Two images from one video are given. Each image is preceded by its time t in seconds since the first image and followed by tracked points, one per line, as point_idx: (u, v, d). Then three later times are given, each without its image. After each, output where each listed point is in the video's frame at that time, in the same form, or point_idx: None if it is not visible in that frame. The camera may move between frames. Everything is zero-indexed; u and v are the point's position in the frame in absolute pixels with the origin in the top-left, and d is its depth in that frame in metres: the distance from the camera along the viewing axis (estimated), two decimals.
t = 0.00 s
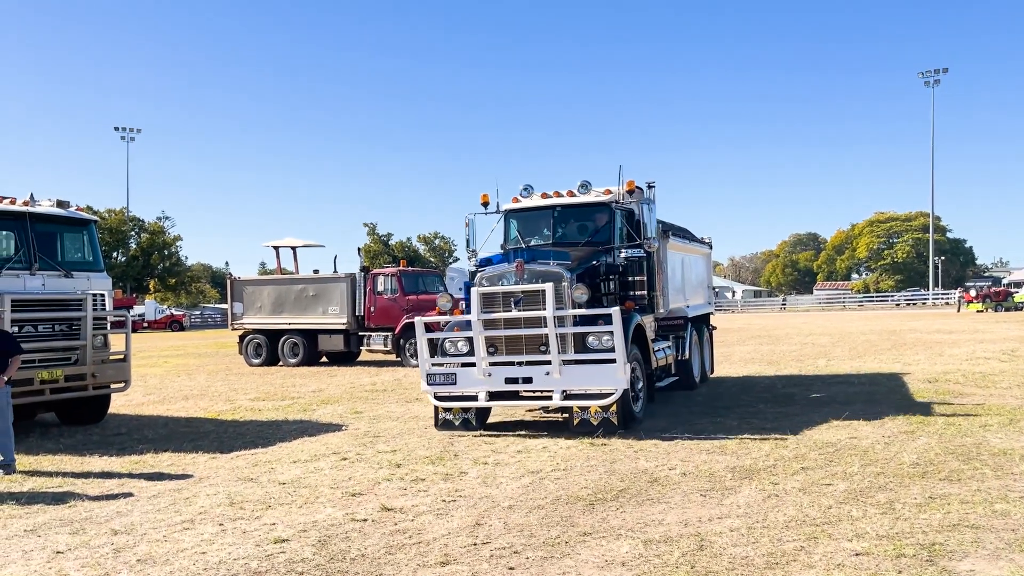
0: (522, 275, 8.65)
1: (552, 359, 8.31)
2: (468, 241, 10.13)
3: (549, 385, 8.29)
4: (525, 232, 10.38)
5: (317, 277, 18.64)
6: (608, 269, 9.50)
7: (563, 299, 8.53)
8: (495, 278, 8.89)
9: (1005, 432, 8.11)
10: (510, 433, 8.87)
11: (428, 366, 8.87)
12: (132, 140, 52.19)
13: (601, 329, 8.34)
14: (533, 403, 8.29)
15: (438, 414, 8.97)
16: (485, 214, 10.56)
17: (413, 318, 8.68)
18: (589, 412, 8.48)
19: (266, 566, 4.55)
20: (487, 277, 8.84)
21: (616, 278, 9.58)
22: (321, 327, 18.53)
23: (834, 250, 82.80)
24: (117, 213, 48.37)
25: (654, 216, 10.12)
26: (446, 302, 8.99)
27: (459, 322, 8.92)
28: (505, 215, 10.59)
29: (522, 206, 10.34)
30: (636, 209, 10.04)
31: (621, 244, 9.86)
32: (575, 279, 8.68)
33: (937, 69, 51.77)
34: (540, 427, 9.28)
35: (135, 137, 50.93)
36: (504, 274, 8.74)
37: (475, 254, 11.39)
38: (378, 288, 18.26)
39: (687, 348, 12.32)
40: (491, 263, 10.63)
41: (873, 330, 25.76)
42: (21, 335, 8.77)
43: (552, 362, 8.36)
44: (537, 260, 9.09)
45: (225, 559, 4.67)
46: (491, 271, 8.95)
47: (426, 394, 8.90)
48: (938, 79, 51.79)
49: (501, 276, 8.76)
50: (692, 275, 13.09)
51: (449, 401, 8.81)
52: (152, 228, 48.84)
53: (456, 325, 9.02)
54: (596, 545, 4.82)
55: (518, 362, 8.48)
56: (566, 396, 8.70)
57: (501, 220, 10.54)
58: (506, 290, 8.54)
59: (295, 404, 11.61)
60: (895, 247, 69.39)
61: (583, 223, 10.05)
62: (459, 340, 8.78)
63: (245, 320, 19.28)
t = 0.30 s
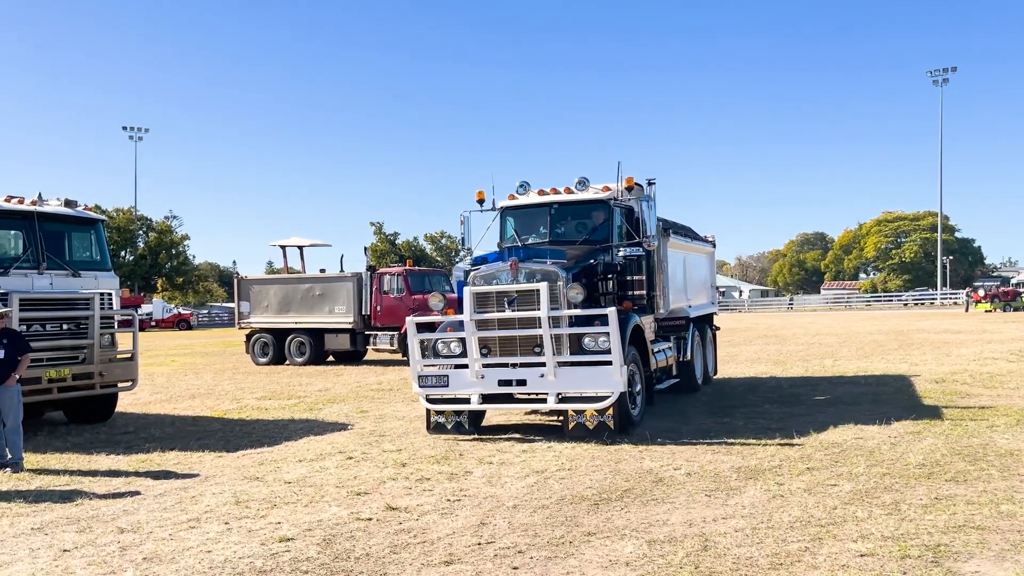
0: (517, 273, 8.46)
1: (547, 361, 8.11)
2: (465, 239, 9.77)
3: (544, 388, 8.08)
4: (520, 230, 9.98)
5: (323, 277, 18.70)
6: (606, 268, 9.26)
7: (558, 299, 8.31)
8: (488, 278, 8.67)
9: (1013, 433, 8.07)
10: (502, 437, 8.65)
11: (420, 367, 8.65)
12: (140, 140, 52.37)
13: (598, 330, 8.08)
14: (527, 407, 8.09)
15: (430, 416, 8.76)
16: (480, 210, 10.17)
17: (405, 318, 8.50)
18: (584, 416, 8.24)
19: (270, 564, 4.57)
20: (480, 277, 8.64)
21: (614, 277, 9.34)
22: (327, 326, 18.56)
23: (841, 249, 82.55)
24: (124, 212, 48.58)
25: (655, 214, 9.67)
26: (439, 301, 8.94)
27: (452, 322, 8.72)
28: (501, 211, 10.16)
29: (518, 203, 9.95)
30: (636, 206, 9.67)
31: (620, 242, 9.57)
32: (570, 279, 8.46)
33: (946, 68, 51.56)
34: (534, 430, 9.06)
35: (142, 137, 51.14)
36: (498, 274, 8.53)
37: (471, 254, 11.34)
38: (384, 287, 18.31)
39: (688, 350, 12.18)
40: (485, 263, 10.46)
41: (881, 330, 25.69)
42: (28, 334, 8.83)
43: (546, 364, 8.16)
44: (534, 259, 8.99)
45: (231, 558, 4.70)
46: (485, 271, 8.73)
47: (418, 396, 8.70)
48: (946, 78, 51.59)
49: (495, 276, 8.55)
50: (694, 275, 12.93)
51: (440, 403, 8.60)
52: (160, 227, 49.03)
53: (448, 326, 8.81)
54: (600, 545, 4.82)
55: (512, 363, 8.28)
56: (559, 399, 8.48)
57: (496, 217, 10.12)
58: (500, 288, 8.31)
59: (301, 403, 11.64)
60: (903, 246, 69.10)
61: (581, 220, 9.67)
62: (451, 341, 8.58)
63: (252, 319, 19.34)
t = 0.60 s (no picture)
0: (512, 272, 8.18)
1: (541, 363, 7.83)
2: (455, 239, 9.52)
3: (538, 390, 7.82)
4: (516, 228, 9.69)
5: (331, 275, 18.76)
6: (604, 267, 9.00)
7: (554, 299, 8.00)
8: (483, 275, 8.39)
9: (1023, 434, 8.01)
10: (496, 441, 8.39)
11: (411, 369, 8.39)
12: (150, 139, 52.60)
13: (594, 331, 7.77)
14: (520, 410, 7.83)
15: (422, 419, 8.50)
16: (476, 208, 9.90)
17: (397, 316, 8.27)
18: (580, 420, 7.94)
19: (276, 562, 4.59)
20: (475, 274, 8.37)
21: (613, 276, 9.08)
22: (335, 325, 18.62)
23: (851, 249, 82.19)
24: (134, 211, 48.86)
25: (652, 209, 9.71)
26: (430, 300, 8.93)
27: (445, 322, 8.46)
28: (497, 209, 9.88)
29: (514, 200, 9.67)
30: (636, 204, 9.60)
31: (618, 240, 9.28)
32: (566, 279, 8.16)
33: (957, 67, 51.26)
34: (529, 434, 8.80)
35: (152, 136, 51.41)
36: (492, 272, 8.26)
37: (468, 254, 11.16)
38: (392, 286, 18.31)
39: (692, 351, 11.98)
40: (480, 260, 10.53)
41: (890, 330, 25.63)
42: (38, 332, 8.89)
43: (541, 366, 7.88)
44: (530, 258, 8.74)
45: (237, 556, 4.72)
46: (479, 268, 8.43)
47: (410, 398, 8.44)
48: (957, 77, 51.31)
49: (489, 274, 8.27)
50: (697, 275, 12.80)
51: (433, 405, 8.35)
52: (170, 225, 49.26)
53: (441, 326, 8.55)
54: (606, 545, 4.82)
55: (506, 365, 8.02)
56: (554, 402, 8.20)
57: (491, 215, 9.83)
58: (493, 288, 8.02)
59: (308, 402, 11.68)
60: (913, 246, 68.81)
61: (580, 217, 9.37)
62: (444, 342, 8.31)
63: (261, 317, 19.41)
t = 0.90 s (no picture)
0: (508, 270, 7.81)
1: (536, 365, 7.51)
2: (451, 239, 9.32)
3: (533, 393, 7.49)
4: (515, 226, 9.56)
5: (341, 274, 18.83)
6: (604, 266, 8.73)
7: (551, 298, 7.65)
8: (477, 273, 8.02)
9: None
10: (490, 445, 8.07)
11: (403, 370, 8.05)
12: (162, 138, 52.74)
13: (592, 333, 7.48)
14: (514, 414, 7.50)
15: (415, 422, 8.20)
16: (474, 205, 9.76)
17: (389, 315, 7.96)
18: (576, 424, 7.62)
19: (285, 560, 4.61)
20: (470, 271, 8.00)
21: (613, 276, 8.79)
22: (345, 323, 18.69)
23: (862, 248, 81.78)
24: (147, 209, 49.14)
25: (656, 206, 9.57)
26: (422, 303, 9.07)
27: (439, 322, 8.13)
28: (495, 206, 9.74)
29: (513, 197, 9.52)
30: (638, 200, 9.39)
31: (618, 239, 9.09)
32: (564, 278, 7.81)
33: (971, 65, 50.94)
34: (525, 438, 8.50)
35: (164, 134, 51.67)
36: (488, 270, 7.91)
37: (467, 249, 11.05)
38: (402, 284, 18.07)
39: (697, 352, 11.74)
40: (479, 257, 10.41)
41: (902, 330, 25.54)
42: (51, 330, 8.95)
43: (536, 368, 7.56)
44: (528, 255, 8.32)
45: (246, 553, 4.74)
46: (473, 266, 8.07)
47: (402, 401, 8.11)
48: (971, 76, 50.99)
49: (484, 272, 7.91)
50: (703, 275, 12.65)
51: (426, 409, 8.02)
52: (181, 224, 49.54)
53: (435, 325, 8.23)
54: (614, 544, 4.82)
55: (500, 367, 7.68)
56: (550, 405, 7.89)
57: (490, 212, 9.70)
58: (489, 287, 7.68)
59: (318, 400, 11.73)
60: (925, 246, 68.40)
61: (579, 215, 9.21)
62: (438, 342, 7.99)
63: (271, 315, 19.48)
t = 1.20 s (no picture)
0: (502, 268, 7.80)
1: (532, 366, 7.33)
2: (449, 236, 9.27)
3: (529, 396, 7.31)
4: (513, 221, 9.49)
5: (352, 272, 18.89)
6: (603, 265, 8.63)
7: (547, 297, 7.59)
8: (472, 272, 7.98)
9: None
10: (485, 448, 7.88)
11: (396, 371, 7.87)
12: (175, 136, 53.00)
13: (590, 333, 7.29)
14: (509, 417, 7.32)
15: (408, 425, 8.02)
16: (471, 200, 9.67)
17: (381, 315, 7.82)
18: (572, 428, 7.45)
19: (295, 557, 4.63)
20: (464, 270, 7.97)
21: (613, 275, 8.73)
22: (356, 321, 18.74)
23: (875, 248, 81.25)
24: (159, 208, 49.37)
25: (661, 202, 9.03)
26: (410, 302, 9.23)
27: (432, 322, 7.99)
28: (494, 201, 9.65)
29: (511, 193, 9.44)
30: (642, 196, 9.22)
31: (618, 236, 9.00)
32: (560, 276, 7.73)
33: (985, 64, 50.57)
34: (521, 440, 8.31)
35: (177, 132, 51.84)
36: (482, 268, 7.87)
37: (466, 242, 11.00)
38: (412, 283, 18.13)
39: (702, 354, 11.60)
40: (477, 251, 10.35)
41: (914, 330, 25.39)
42: (64, 327, 9.02)
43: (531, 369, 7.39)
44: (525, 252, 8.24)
45: (257, 550, 4.77)
46: (468, 264, 8.04)
47: (394, 403, 7.93)
48: (985, 75, 50.59)
49: (478, 271, 7.89)
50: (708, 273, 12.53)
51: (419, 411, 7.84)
52: (193, 222, 49.78)
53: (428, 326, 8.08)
54: (623, 543, 4.82)
55: (495, 368, 7.52)
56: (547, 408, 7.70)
57: (489, 208, 9.63)
58: (483, 285, 7.61)
59: (329, 398, 11.77)
60: (938, 246, 67.88)
61: (579, 211, 9.13)
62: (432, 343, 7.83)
63: (283, 314, 19.57)
